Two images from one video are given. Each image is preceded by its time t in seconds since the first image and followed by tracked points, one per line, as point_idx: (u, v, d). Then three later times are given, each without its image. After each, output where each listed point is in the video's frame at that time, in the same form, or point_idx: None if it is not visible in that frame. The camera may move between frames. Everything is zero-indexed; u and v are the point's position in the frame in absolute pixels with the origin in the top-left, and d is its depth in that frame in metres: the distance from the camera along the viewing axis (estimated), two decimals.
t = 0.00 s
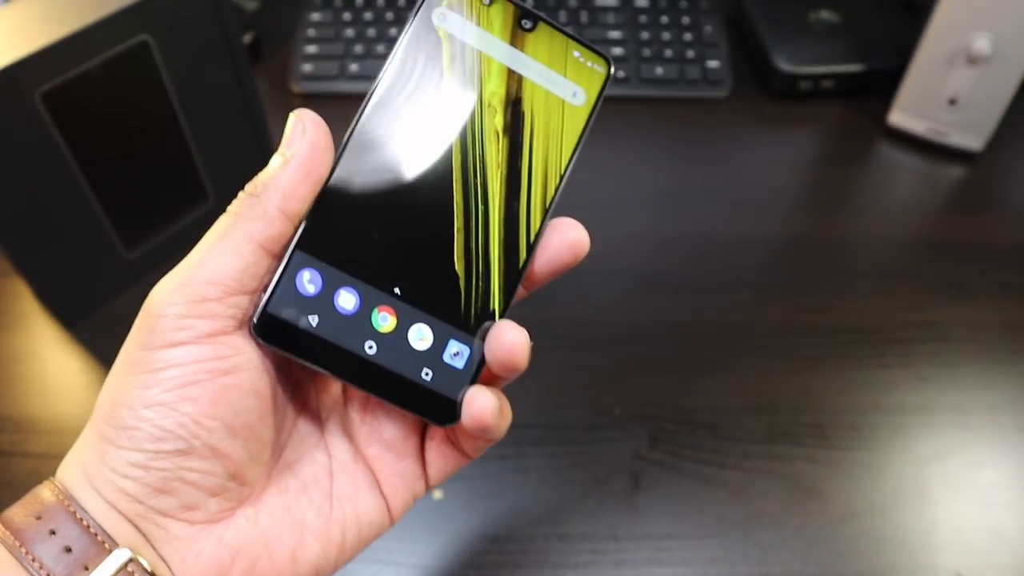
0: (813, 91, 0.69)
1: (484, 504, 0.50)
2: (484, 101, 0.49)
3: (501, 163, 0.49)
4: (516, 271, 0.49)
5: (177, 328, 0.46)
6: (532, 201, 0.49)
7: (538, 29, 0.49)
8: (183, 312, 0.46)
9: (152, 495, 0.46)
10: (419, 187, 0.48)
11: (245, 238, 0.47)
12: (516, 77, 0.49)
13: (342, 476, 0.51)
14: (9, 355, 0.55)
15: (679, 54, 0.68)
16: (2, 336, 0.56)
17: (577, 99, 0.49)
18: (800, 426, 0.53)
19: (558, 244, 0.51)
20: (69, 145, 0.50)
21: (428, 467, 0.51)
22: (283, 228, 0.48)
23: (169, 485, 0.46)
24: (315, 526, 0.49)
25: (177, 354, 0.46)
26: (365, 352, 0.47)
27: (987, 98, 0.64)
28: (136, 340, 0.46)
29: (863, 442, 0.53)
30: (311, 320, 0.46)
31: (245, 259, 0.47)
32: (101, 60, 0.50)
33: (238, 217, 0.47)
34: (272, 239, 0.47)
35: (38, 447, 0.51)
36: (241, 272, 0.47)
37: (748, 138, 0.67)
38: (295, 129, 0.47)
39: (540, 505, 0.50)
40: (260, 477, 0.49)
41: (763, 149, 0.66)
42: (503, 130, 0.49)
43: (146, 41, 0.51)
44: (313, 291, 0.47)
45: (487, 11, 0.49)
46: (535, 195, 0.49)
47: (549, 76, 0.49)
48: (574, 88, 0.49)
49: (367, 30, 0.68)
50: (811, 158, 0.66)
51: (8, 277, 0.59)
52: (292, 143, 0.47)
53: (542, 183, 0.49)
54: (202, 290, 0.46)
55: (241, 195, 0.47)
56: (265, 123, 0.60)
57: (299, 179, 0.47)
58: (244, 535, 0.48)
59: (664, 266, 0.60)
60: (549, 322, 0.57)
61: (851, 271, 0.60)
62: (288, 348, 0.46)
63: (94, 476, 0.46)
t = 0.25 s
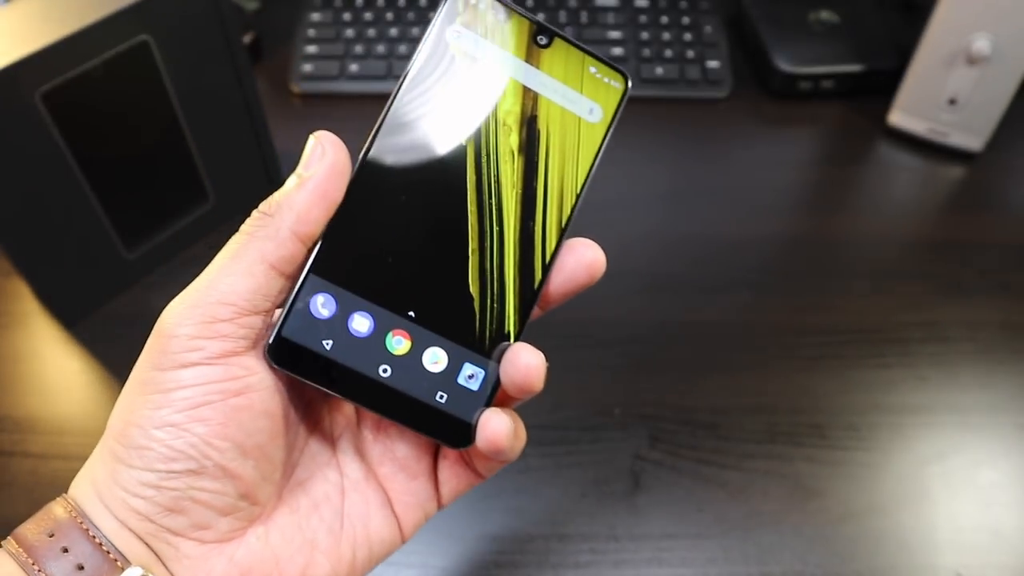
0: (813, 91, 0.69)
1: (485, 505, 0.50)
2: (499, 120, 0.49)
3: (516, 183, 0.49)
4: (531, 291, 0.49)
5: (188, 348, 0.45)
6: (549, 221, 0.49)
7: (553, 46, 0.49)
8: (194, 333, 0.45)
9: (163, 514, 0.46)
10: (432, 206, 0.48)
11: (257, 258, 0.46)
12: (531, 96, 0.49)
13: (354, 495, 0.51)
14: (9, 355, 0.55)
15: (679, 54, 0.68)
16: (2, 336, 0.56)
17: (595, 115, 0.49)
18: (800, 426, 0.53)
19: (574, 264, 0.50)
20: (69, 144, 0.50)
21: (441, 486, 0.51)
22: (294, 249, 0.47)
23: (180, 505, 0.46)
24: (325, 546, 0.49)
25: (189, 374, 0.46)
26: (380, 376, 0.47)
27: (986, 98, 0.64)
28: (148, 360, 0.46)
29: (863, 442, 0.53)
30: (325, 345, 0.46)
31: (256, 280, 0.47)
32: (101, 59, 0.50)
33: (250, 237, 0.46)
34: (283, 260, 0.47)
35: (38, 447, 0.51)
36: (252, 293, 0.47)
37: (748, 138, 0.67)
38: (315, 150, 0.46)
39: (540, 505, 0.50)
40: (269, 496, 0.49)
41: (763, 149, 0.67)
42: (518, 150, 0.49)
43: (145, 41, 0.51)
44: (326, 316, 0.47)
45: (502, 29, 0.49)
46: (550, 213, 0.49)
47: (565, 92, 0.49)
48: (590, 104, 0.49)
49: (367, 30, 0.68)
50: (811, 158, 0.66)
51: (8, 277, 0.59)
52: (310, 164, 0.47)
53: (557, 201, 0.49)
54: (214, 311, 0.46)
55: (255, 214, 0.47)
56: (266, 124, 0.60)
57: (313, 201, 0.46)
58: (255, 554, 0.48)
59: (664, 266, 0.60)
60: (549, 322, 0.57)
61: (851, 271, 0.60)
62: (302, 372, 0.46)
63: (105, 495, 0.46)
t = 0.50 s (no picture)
0: (813, 91, 0.69)
1: (485, 505, 0.50)
2: (504, 127, 0.47)
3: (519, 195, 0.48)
4: (533, 308, 0.48)
5: (176, 348, 0.46)
6: (554, 232, 0.48)
7: (563, 40, 0.46)
8: (182, 331, 0.46)
9: (152, 514, 0.46)
10: (430, 203, 0.47)
11: (244, 256, 0.46)
12: (538, 98, 0.46)
13: (351, 499, 0.51)
14: (9, 356, 0.55)
15: (679, 54, 0.68)
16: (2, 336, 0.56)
17: (606, 118, 0.47)
18: (800, 426, 0.53)
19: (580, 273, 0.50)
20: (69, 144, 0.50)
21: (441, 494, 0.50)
22: (282, 249, 0.46)
23: (168, 506, 0.46)
24: (317, 550, 0.49)
25: (176, 374, 0.46)
26: (377, 395, 0.47)
27: (986, 98, 0.64)
28: (136, 359, 0.46)
29: (863, 442, 0.53)
30: (322, 364, 0.47)
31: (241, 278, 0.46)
32: (101, 60, 0.50)
33: (238, 232, 0.46)
34: (269, 259, 0.46)
35: (37, 447, 0.51)
36: (237, 291, 0.46)
37: (748, 138, 0.67)
38: (325, 158, 0.45)
39: (540, 505, 0.50)
40: (261, 497, 0.49)
41: (763, 149, 0.67)
42: (523, 157, 0.47)
43: (146, 41, 0.51)
44: (323, 334, 0.47)
45: (508, 26, 0.46)
46: (555, 223, 0.48)
47: (575, 94, 0.46)
48: (602, 106, 0.47)
49: (367, 30, 0.68)
50: (811, 158, 0.66)
51: (8, 276, 0.59)
52: (316, 169, 0.45)
53: (562, 212, 0.48)
54: (202, 310, 0.46)
55: (245, 208, 0.46)
56: (266, 124, 0.60)
57: (304, 210, 0.45)
58: (244, 556, 0.48)
59: (663, 265, 0.60)
60: (549, 321, 0.57)
61: (851, 271, 0.60)
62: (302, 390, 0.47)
63: (93, 494, 0.46)
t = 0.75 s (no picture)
0: (813, 91, 0.69)
1: (485, 505, 0.50)
2: (512, 125, 0.46)
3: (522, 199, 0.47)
4: (535, 313, 0.48)
5: (171, 344, 0.46)
6: (558, 239, 0.48)
7: (579, 33, 0.45)
8: (177, 328, 0.46)
9: (147, 509, 0.46)
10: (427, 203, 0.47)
11: (234, 251, 0.46)
12: (550, 94, 0.46)
13: (349, 499, 0.51)
14: (9, 356, 0.55)
15: (679, 54, 0.68)
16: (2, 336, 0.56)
17: (620, 116, 0.46)
18: (800, 426, 0.53)
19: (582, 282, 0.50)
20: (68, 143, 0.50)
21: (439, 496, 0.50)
22: (271, 245, 0.47)
23: (163, 501, 0.46)
24: (313, 550, 0.49)
25: (172, 370, 0.46)
26: (370, 398, 0.47)
27: (986, 98, 0.64)
28: (132, 355, 0.46)
29: (863, 442, 0.53)
30: (315, 366, 0.47)
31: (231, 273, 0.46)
32: (101, 60, 0.50)
33: (227, 225, 0.46)
34: (259, 254, 0.47)
35: (37, 447, 0.51)
36: (228, 287, 0.46)
37: (748, 137, 0.67)
38: (324, 154, 0.46)
39: (540, 505, 0.50)
40: (257, 494, 0.49)
41: (763, 149, 0.67)
42: (530, 158, 0.47)
43: (146, 41, 0.51)
44: (317, 336, 0.47)
45: (521, 17, 0.45)
46: (561, 228, 0.48)
47: (590, 90, 0.46)
48: (618, 104, 0.46)
49: (367, 30, 0.68)
50: (811, 158, 0.66)
51: (8, 276, 0.59)
52: (312, 164, 0.46)
53: (569, 217, 0.48)
54: (198, 307, 0.46)
55: (234, 200, 0.46)
56: (266, 124, 0.60)
57: (297, 205, 0.46)
58: (240, 553, 0.48)
59: (663, 265, 0.60)
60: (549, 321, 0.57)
61: (851, 271, 0.60)
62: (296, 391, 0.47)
63: (88, 488, 0.46)
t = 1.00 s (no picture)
0: (813, 91, 0.69)
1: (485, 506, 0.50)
2: (520, 147, 0.46)
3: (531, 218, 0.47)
4: (541, 331, 0.48)
5: (184, 359, 0.45)
6: (564, 260, 0.48)
7: (587, 60, 0.45)
8: (190, 343, 0.45)
9: (157, 520, 0.46)
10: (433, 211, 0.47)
11: (247, 268, 0.46)
12: (557, 118, 0.46)
13: (354, 512, 0.51)
14: (9, 356, 0.55)
15: (679, 54, 0.68)
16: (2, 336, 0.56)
17: (625, 141, 0.46)
18: (800, 426, 0.53)
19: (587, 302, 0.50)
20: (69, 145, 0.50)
21: (442, 509, 0.50)
22: (284, 261, 0.46)
23: (173, 513, 0.46)
24: (318, 563, 0.49)
25: (185, 385, 0.46)
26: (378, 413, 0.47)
27: (986, 98, 0.64)
28: (144, 367, 0.46)
29: (863, 442, 0.53)
30: (325, 382, 0.46)
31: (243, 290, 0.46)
32: (101, 60, 0.50)
33: (240, 242, 0.45)
34: (271, 271, 0.46)
35: (38, 447, 0.51)
36: (240, 304, 0.46)
37: (748, 137, 0.67)
38: (338, 174, 0.45)
39: (540, 505, 0.50)
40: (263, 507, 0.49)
41: (763, 149, 0.67)
42: (538, 180, 0.47)
43: (146, 41, 0.51)
44: (326, 354, 0.47)
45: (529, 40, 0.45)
46: (568, 249, 0.48)
47: (597, 115, 0.46)
48: (624, 128, 0.46)
49: (367, 30, 0.68)
50: (811, 158, 0.66)
51: (8, 277, 0.59)
52: (326, 184, 0.45)
53: (576, 238, 0.48)
54: (210, 322, 0.46)
55: (248, 217, 0.45)
56: (266, 124, 0.60)
57: (309, 225, 0.45)
58: (247, 565, 0.48)
59: (663, 265, 0.60)
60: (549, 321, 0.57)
61: (851, 271, 0.60)
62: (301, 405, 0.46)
63: (99, 499, 0.46)
